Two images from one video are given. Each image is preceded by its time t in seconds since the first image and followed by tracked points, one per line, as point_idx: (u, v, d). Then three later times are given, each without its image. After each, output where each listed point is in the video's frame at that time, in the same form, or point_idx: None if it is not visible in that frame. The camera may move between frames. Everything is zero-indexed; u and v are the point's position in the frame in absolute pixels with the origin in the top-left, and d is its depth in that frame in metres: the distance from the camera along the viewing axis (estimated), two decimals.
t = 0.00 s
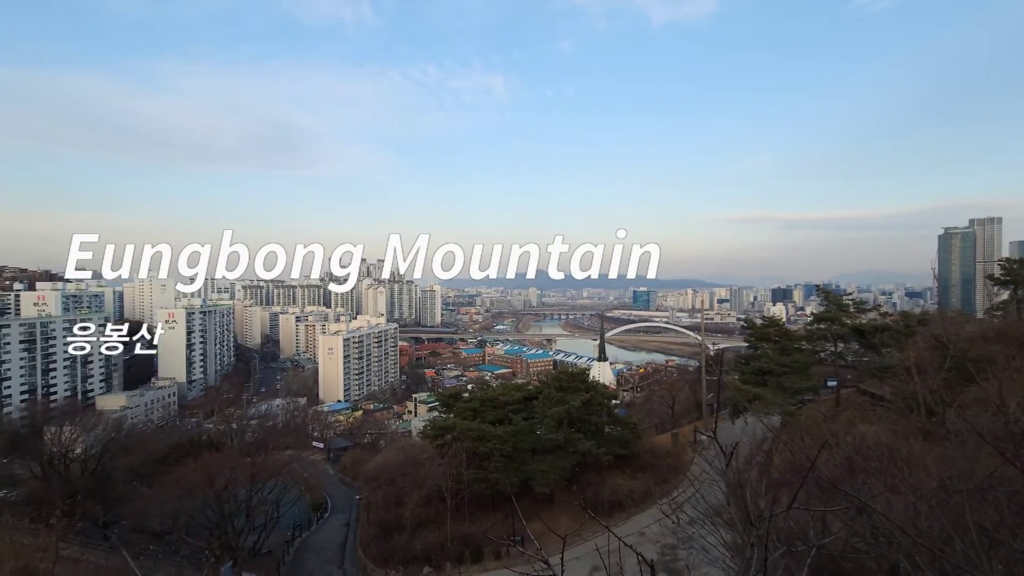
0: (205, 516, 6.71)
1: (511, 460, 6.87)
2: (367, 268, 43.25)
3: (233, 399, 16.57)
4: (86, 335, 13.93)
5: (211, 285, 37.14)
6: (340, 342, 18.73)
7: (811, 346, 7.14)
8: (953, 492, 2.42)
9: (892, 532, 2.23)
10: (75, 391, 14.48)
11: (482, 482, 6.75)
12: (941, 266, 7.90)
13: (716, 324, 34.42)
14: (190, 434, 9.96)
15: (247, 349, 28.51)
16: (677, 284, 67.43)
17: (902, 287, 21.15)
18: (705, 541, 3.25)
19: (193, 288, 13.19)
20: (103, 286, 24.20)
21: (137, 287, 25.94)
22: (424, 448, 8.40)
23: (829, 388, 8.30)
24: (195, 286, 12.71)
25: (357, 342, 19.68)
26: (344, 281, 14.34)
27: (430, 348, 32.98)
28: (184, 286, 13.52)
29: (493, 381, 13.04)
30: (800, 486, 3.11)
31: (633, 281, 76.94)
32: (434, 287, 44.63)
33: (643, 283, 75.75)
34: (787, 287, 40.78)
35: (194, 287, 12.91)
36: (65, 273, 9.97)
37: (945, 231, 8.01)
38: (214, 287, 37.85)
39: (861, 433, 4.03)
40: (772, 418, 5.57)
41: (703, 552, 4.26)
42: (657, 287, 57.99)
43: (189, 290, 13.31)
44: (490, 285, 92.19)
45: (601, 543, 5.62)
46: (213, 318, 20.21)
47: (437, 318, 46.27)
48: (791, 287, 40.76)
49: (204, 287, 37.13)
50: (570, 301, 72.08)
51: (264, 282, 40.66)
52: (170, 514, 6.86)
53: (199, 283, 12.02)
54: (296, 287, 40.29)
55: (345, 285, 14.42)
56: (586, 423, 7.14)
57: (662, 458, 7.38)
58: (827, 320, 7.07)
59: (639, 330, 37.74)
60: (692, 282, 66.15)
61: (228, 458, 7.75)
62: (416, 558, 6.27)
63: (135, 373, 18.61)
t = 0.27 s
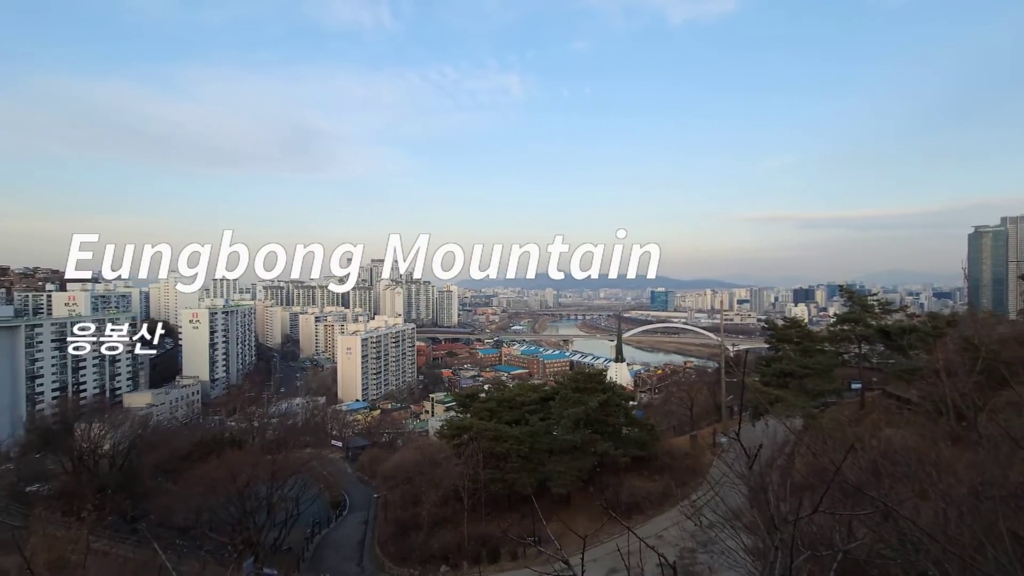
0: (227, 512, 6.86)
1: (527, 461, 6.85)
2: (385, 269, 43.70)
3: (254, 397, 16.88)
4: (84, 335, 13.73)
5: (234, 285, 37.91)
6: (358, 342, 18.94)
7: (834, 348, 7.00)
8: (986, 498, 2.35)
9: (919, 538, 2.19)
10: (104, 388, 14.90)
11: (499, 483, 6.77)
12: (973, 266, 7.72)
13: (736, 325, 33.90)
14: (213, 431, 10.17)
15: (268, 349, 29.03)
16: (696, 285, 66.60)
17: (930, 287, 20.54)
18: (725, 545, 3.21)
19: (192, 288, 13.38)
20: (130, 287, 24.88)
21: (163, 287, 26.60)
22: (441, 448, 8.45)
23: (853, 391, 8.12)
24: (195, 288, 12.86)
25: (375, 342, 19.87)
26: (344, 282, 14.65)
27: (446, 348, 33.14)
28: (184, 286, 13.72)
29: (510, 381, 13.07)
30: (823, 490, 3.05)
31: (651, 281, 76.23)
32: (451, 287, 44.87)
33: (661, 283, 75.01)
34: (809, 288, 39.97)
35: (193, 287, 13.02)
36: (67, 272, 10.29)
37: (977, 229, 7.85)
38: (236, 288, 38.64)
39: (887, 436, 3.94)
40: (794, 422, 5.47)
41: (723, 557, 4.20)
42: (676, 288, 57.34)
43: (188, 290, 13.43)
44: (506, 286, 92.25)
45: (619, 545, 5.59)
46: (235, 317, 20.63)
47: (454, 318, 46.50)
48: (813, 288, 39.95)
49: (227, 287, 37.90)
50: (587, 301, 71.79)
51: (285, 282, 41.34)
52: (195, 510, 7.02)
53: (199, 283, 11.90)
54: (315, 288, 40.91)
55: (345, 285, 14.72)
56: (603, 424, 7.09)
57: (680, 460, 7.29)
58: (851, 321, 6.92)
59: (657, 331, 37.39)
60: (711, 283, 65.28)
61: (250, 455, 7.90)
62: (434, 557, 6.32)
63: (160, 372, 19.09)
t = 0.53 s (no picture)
0: (246, 510, 6.96)
1: (542, 461, 6.84)
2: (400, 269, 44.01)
3: (272, 396, 17.12)
4: (86, 335, 13.71)
5: (251, 286, 38.51)
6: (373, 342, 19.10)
7: (855, 349, 6.88)
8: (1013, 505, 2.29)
9: (942, 544, 2.14)
10: (127, 387, 15.23)
11: (513, 483, 6.77)
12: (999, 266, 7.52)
13: (753, 326, 33.42)
14: (232, 429, 10.34)
15: (285, 349, 29.43)
16: (712, 286, 65.83)
17: (954, 288, 20.03)
18: (742, 549, 3.17)
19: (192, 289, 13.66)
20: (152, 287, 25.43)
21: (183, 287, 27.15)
22: (455, 448, 8.48)
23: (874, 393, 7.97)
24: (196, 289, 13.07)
25: (390, 342, 20.02)
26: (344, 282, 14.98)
27: (460, 348, 33.25)
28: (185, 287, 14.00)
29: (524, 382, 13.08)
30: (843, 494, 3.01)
31: (666, 281, 75.58)
32: (465, 287, 45.02)
33: (676, 283, 74.33)
34: (829, 288, 39.23)
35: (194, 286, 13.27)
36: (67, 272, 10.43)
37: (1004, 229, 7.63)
38: (254, 288, 39.25)
39: (910, 440, 3.86)
40: (814, 424, 5.39)
41: (741, 561, 4.14)
42: (691, 288, 56.76)
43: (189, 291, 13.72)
44: (520, 286, 92.33)
45: (634, 548, 5.55)
46: (253, 317, 20.96)
47: (468, 319, 46.65)
48: (833, 288, 39.21)
49: (245, 288, 38.53)
50: (601, 302, 71.44)
51: (301, 283, 41.88)
52: (214, 507, 7.15)
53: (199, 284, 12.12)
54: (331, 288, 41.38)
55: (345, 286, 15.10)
56: (618, 426, 7.05)
57: (696, 463, 7.22)
58: (872, 322, 6.78)
59: (672, 332, 37.06)
60: (727, 283, 64.49)
61: (268, 453, 8.01)
62: (448, 557, 6.34)
63: (180, 370, 19.49)
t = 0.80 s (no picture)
0: (262, 507, 7.05)
1: (555, 462, 6.82)
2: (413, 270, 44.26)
3: (287, 395, 17.34)
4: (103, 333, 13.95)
5: (268, 286, 39.05)
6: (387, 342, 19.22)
7: (874, 351, 6.75)
8: None
9: (967, 550, 2.09)
10: (147, 385, 15.53)
11: (526, 484, 6.77)
12: None
13: (770, 327, 32.95)
14: (250, 427, 10.48)
15: (301, 348, 29.78)
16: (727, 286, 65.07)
17: (979, 288, 19.52)
18: (760, 552, 3.13)
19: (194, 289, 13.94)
20: (172, 287, 25.92)
21: (202, 287, 27.63)
22: (468, 448, 8.47)
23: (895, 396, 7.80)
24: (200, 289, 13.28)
25: (404, 342, 20.13)
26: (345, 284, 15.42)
27: (473, 348, 33.31)
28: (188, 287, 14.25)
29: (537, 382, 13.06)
30: (863, 497, 2.95)
31: (680, 281, 74.88)
32: (478, 288, 45.11)
33: (691, 283, 73.64)
34: (848, 288, 38.52)
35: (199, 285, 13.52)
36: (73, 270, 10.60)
37: None
38: (270, 288, 39.79)
39: (933, 444, 3.78)
40: (833, 426, 5.30)
41: (757, 563, 4.08)
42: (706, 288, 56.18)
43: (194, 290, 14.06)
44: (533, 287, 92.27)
45: (648, 550, 5.51)
46: (269, 317, 21.25)
47: (481, 319, 46.75)
48: (852, 289, 38.47)
49: (262, 288, 39.08)
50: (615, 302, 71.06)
51: (317, 283, 42.34)
52: (232, 503, 7.25)
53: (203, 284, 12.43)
54: (346, 288, 41.78)
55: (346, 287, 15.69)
56: (631, 426, 7.00)
57: (711, 465, 7.14)
58: (893, 322, 6.64)
59: (687, 332, 36.70)
60: (743, 284, 63.70)
61: (283, 452, 8.11)
62: (461, 556, 6.35)
63: (199, 369, 19.83)
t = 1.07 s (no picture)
0: (279, 504, 7.16)
1: (569, 463, 6.80)
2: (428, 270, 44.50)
3: (304, 393, 17.56)
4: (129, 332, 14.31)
5: (285, 286, 39.59)
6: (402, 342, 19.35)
7: (896, 353, 6.61)
8: None
9: (994, 557, 2.04)
10: (168, 382, 15.85)
11: (540, 484, 6.77)
12: None
13: (788, 328, 32.46)
14: (267, 425, 10.63)
15: (317, 347, 30.15)
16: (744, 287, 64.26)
17: (1006, 290, 18.98)
18: (776, 556, 3.10)
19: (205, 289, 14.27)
20: (191, 287, 26.42)
21: (221, 287, 28.12)
22: (482, 448, 8.49)
23: (918, 400, 7.62)
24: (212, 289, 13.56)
25: (418, 342, 20.25)
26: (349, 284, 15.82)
27: (487, 348, 33.40)
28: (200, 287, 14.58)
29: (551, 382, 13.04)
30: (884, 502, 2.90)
31: (696, 282, 74.16)
32: (492, 288, 45.19)
33: (706, 284, 72.87)
34: (868, 289, 37.76)
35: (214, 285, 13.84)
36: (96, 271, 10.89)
37: None
38: (287, 288, 40.34)
39: (957, 448, 3.70)
40: (853, 430, 5.21)
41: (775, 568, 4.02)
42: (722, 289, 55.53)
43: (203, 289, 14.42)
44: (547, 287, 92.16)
45: (662, 553, 5.47)
46: (287, 317, 21.54)
47: (495, 319, 46.84)
48: (872, 290, 37.72)
49: (279, 288, 39.66)
50: (630, 303, 70.64)
51: (333, 283, 42.83)
52: (250, 500, 7.37)
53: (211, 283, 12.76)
54: (361, 288, 42.18)
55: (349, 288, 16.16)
56: (646, 428, 6.96)
57: (728, 468, 7.06)
58: (916, 324, 6.48)
59: (703, 333, 36.32)
60: (760, 284, 62.85)
61: (300, 450, 8.21)
62: (475, 555, 6.37)
63: (218, 367, 20.19)
